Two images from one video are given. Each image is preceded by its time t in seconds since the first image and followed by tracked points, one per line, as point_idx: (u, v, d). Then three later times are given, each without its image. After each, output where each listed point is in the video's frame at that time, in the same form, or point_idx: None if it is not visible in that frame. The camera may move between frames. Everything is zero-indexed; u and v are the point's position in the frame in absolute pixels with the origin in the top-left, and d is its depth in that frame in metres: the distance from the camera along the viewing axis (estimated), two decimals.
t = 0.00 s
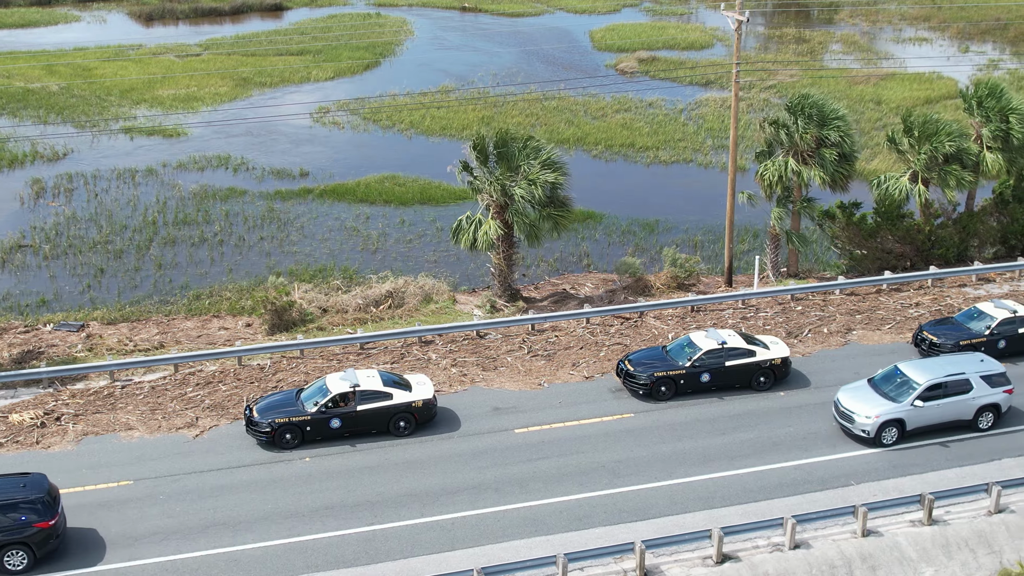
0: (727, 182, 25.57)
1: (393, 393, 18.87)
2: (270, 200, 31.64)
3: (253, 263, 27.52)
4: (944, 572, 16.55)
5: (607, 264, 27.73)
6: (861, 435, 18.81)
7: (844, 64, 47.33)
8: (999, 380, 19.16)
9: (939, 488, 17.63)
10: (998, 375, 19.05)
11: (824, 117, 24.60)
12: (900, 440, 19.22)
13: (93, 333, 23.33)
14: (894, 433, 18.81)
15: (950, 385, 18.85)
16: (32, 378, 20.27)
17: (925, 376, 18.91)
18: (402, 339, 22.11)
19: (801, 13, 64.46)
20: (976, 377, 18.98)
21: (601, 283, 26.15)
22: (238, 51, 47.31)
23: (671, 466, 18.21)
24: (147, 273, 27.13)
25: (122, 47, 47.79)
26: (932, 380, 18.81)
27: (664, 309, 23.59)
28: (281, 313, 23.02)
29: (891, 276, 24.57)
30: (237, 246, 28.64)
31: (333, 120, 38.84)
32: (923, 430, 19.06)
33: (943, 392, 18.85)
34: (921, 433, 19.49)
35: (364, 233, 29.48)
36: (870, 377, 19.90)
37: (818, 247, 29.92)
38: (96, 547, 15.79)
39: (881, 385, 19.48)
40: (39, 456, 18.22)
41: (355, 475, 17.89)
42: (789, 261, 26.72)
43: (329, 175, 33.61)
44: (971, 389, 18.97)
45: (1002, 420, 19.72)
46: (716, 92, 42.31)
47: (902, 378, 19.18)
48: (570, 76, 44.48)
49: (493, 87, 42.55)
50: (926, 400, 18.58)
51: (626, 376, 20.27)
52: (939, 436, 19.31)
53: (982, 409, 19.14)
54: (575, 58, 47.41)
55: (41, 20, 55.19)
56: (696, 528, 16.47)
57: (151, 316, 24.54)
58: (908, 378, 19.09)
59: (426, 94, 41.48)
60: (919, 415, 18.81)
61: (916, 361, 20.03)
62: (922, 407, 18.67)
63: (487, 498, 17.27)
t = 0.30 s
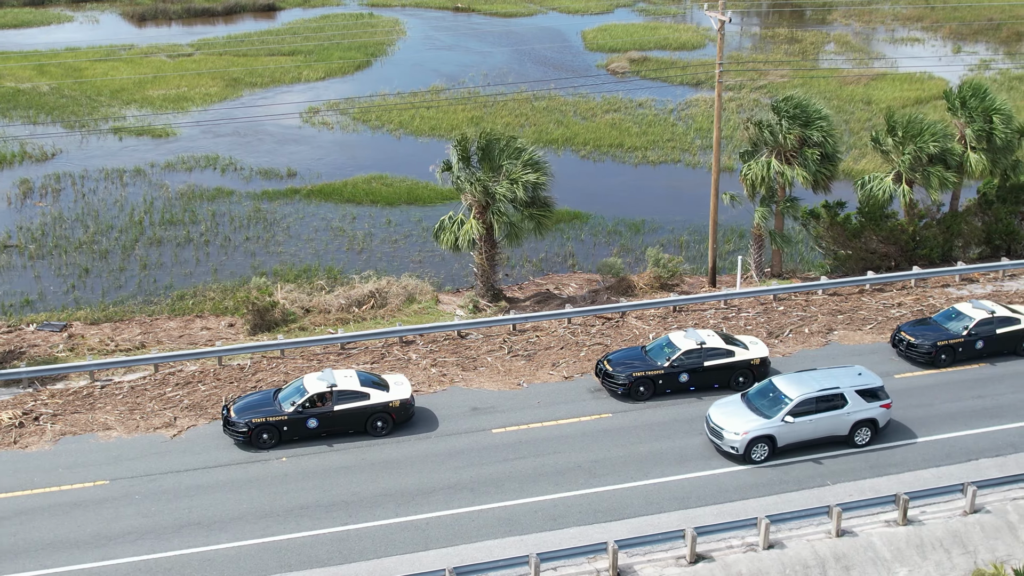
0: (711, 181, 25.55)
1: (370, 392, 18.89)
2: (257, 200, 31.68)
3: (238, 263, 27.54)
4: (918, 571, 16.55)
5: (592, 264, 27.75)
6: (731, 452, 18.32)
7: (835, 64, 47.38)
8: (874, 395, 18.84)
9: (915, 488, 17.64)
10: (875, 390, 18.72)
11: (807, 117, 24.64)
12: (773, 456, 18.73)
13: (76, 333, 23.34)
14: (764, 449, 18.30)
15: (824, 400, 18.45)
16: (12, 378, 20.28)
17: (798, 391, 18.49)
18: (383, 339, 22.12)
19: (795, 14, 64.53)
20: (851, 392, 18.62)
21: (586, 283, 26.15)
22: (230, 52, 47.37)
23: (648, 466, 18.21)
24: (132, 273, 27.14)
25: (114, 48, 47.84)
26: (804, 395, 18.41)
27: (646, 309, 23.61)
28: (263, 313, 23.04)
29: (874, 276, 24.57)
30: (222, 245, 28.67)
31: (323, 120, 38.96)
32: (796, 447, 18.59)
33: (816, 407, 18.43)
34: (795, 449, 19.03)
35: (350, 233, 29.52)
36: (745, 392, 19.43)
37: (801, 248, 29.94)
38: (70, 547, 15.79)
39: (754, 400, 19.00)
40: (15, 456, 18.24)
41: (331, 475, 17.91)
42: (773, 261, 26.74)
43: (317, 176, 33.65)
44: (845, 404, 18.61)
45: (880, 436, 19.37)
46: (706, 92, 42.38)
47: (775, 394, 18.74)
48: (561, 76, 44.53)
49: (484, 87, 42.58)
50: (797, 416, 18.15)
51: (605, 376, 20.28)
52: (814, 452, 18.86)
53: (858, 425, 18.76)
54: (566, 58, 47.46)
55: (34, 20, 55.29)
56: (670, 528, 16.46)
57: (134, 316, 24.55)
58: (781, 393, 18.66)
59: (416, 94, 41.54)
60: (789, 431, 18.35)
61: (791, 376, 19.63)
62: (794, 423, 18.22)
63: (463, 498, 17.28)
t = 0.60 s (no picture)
0: (694, 180, 25.44)
1: (347, 392, 18.90)
2: (243, 200, 31.69)
3: (223, 263, 27.54)
4: (892, 571, 16.54)
5: (576, 263, 27.74)
6: (590, 469, 17.73)
7: (827, 64, 47.37)
8: (742, 410, 18.33)
9: (891, 487, 17.64)
10: (740, 405, 18.20)
11: (790, 116, 24.62)
12: (636, 473, 18.14)
13: (58, 332, 23.31)
14: (624, 466, 17.71)
15: (687, 415, 17.92)
16: None
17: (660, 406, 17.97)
18: (363, 339, 22.14)
19: (789, 13, 64.48)
20: (715, 407, 18.11)
21: (569, 283, 26.13)
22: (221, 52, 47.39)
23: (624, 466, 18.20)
24: (116, 273, 27.12)
25: (105, 48, 47.85)
26: (666, 409, 17.89)
27: (627, 308, 23.62)
28: (245, 312, 23.04)
29: (857, 276, 24.57)
30: (207, 245, 28.68)
31: (312, 120, 39.03)
32: (658, 463, 18.02)
33: (679, 422, 17.89)
34: (661, 465, 18.46)
35: (335, 233, 29.53)
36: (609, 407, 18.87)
37: (785, 248, 29.85)
38: (44, 546, 15.78)
39: (618, 415, 18.46)
40: None
41: (308, 474, 17.92)
42: (757, 261, 26.75)
43: (304, 176, 33.71)
44: (710, 419, 18.06)
45: (750, 451, 18.82)
46: (697, 92, 42.39)
47: (638, 409, 18.20)
48: (551, 75, 44.50)
49: (474, 87, 42.58)
50: (657, 431, 17.61)
51: (583, 376, 20.27)
52: (678, 468, 18.29)
53: (724, 440, 18.22)
54: (557, 58, 47.46)
55: (27, 20, 55.33)
56: (645, 527, 16.45)
57: (117, 316, 24.53)
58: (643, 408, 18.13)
59: (407, 93, 41.55)
60: (649, 447, 17.80)
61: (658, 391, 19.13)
62: (654, 439, 17.67)
63: (438, 497, 17.28)
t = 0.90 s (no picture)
0: (678, 178, 25.34)
1: (324, 391, 18.90)
2: (229, 200, 31.72)
3: (208, 263, 27.55)
4: (867, 571, 16.43)
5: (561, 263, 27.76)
6: (437, 488, 17.15)
7: (818, 65, 47.37)
8: (597, 427, 17.70)
9: (867, 487, 17.59)
10: (595, 422, 17.58)
11: (773, 116, 24.62)
12: (488, 492, 17.51)
13: (40, 332, 23.28)
14: (472, 486, 17.13)
15: (538, 432, 17.31)
16: None
17: (511, 423, 17.37)
18: (344, 339, 22.15)
19: (783, 13, 64.47)
20: (569, 424, 17.50)
21: (553, 283, 26.13)
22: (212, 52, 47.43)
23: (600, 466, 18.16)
24: (101, 273, 27.11)
25: (96, 48, 47.88)
26: (517, 426, 17.28)
27: (609, 308, 23.63)
28: (227, 312, 23.04)
29: (840, 276, 24.57)
30: (193, 245, 28.70)
31: (302, 120, 39.14)
32: (509, 482, 17.41)
33: (529, 440, 17.28)
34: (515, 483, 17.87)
35: (322, 233, 29.54)
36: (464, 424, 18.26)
37: (769, 248, 29.84)
38: (17, 545, 15.74)
39: (471, 431, 17.91)
40: None
41: (284, 474, 17.89)
42: (741, 261, 26.77)
43: (292, 176, 33.76)
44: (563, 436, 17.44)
45: (609, 469, 18.21)
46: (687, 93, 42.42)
47: (489, 426, 17.61)
48: (542, 75, 44.49)
49: (464, 87, 42.59)
50: (504, 449, 17.00)
51: (562, 376, 20.27)
52: (531, 487, 17.66)
53: (579, 458, 17.59)
54: (549, 58, 47.47)
55: (20, 21, 55.40)
56: (620, 527, 16.39)
57: (100, 315, 24.49)
58: (494, 425, 17.53)
59: (397, 93, 41.59)
60: (499, 465, 17.19)
61: (518, 406, 18.54)
62: (502, 457, 17.06)
63: (414, 498, 17.23)
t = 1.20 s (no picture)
0: (661, 177, 25.24)
1: (302, 391, 18.87)
2: (216, 200, 31.73)
3: (193, 262, 27.55)
4: (842, 571, 16.39)
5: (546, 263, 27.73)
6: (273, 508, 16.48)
7: (810, 65, 47.38)
8: (441, 444, 17.06)
9: (844, 486, 17.55)
10: (440, 439, 16.97)
11: (757, 116, 24.63)
12: (326, 511, 16.86)
13: (23, 331, 23.25)
14: (308, 506, 16.46)
15: (377, 450, 16.68)
16: None
17: (350, 440, 16.75)
18: (325, 339, 22.17)
19: (777, 14, 64.48)
20: (411, 442, 16.87)
21: (538, 283, 26.12)
22: (204, 52, 47.44)
23: (577, 465, 18.11)
24: (85, 272, 27.08)
25: (88, 48, 47.91)
26: (354, 445, 16.60)
27: (592, 308, 23.62)
28: (209, 311, 23.03)
29: (823, 276, 24.58)
30: (178, 245, 28.70)
31: (292, 120, 39.20)
32: (347, 501, 16.75)
33: (368, 458, 16.61)
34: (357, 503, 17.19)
35: (308, 233, 29.53)
36: (304, 441, 17.58)
37: (755, 247, 29.83)
38: None
39: (310, 449, 17.25)
40: None
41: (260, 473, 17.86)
42: (725, 261, 26.77)
43: (280, 176, 33.78)
44: (405, 454, 16.80)
45: (457, 488, 17.57)
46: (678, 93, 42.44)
47: (328, 443, 16.96)
48: (533, 75, 44.48)
49: (455, 87, 42.60)
50: (340, 467, 16.37)
51: (541, 375, 20.29)
52: (371, 507, 16.99)
53: (422, 477, 16.94)
54: (540, 58, 47.49)
55: (12, 21, 55.43)
56: (594, 526, 16.34)
57: (83, 315, 24.44)
58: (334, 443, 16.90)
59: (387, 93, 41.60)
60: (337, 484, 16.53)
61: (363, 422, 17.86)
62: (337, 476, 16.43)
63: (388, 497, 17.17)
